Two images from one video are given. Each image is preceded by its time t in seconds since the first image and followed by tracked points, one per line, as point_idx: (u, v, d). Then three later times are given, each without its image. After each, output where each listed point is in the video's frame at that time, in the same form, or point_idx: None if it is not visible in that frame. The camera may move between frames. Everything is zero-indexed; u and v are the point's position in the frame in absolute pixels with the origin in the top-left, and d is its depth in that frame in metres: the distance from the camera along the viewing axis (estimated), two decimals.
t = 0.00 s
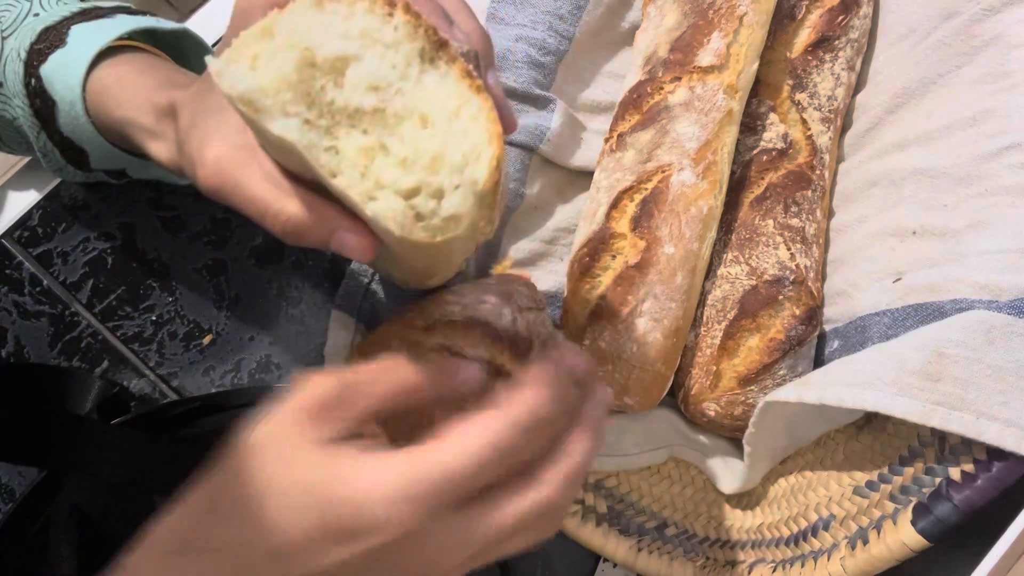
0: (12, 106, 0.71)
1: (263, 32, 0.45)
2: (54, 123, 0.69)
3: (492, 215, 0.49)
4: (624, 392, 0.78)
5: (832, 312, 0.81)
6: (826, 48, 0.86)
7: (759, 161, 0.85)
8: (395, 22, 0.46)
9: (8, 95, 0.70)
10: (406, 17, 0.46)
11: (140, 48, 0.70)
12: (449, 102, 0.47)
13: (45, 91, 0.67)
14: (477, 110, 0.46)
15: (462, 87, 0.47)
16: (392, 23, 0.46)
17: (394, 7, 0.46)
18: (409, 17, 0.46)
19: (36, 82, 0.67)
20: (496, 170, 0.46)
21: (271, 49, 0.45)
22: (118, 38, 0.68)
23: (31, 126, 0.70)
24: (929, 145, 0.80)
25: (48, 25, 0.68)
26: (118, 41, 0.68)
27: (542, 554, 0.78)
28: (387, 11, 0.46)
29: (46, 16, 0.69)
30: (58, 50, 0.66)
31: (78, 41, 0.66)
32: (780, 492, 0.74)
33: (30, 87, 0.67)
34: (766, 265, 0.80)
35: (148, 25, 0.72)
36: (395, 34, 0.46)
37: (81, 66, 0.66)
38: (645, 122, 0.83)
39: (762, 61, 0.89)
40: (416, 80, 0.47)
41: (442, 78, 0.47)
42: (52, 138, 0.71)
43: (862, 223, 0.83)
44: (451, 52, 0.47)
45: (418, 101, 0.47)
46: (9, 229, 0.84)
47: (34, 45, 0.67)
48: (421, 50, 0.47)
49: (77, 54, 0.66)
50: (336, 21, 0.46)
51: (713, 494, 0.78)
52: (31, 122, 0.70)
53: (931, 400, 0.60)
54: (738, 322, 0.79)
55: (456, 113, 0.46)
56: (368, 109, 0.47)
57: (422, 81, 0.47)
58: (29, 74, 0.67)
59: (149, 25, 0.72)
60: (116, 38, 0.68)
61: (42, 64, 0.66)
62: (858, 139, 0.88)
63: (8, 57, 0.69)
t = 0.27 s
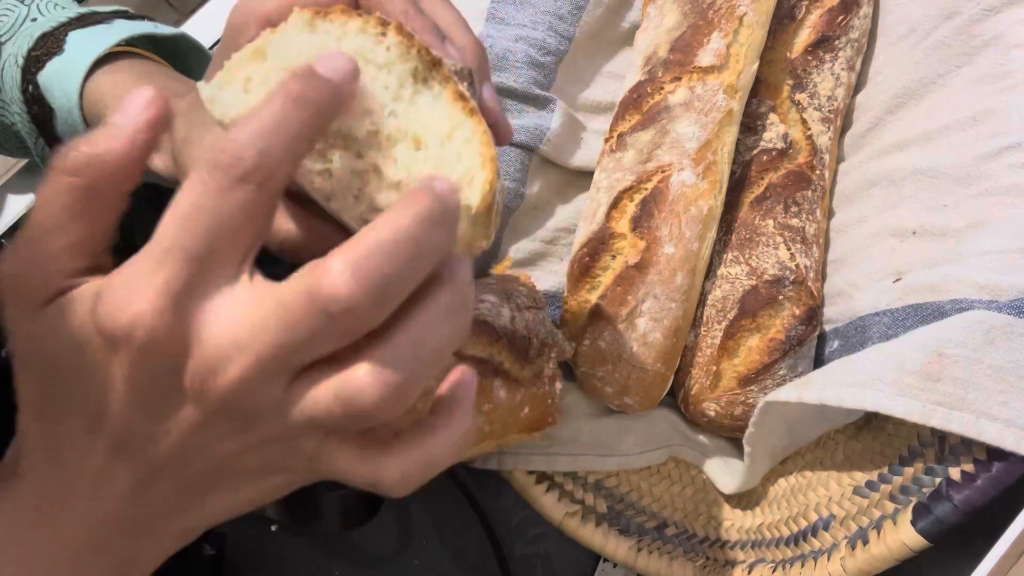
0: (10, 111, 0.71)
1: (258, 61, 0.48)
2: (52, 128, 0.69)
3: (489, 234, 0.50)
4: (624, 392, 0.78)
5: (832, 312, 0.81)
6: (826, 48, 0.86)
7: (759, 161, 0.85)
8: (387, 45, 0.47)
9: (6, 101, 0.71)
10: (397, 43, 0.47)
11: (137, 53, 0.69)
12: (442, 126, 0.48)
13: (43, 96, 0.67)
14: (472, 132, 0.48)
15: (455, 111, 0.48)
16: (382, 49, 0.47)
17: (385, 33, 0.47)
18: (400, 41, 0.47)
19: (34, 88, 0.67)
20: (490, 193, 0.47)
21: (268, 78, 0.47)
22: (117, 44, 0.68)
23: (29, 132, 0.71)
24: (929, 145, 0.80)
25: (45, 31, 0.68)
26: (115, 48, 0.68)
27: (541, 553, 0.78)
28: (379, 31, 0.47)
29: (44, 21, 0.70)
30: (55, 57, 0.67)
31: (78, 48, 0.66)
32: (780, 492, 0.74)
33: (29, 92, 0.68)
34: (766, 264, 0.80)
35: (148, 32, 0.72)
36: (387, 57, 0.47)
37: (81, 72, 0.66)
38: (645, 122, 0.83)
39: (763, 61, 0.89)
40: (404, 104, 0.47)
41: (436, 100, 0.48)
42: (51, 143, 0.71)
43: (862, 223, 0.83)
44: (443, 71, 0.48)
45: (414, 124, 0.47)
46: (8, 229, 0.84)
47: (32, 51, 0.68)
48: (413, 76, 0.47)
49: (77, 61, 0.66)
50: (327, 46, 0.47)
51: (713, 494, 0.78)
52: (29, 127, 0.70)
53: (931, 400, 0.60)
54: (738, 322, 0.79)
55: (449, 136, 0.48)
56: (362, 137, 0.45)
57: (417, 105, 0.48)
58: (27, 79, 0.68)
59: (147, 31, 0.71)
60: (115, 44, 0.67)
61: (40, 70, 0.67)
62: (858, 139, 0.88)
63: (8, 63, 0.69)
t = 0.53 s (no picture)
0: (7, 114, 0.71)
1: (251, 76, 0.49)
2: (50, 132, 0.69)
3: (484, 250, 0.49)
4: (624, 392, 0.78)
5: (832, 312, 0.81)
6: (826, 48, 0.86)
7: (759, 161, 0.85)
8: (379, 60, 0.48)
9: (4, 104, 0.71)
10: (389, 58, 0.48)
11: (136, 57, 0.69)
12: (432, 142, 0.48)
13: (41, 101, 0.67)
14: (463, 149, 0.47)
15: (448, 129, 0.48)
16: (375, 64, 0.48)
17: (375, 48, 0.48)
18: (392, 57, 0.47)
19: (31, 92, 0.67)
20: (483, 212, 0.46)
21: (261, 94, 0.49)
22: (116, 48, 0.68)
23: (27, 134, 0.71)
24: (929, 145, 0.80)
25: (42, 34, 0.68)
26: (114, 52, 0.67)
27: (542, 553, 0.78)
28: (372, 47, 0.48)
29: (43, 24, 0.70)
30: (53, 61, 0.67)
31: (76, 52, 0.66)
32: (780, 492, 0.74)
33: (25, 96, 0.68)
34: (766, 264, 0.80)
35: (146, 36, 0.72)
36: (378, 73, 0.48)
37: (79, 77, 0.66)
38: (645, 122, 0.83)
39: (763, 61, 0.89)
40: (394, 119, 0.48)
41: (428, 117, 0.48)
42: (50, 148, 0.72)
43: (862, 223, 0.83)
44: (437, 87, 0.48)
45: (404, 140, 0.47)
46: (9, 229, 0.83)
47: (29, 55, 0.67)
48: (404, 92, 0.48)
49: (76, 64, 0.66)
50: (319, 62, 0.48)
51: (713, 494, 0.78)
52: (26, 130, 0.71)
53: (931, 400, 0.60)
54: (738, 322, 0.79)
55: (440, 155, 0.47)
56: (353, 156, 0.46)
57: (409, 122, 0.48)
58: (25, 83, 0.67)
59: (145, 34, 0.72)
60: (114, 48, 0.67)
61: (38, 74, 0.67)
62: (858, 139, 0.88)
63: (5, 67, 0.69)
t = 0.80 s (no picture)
0: (8, 113, 0.71)
1: (259, 69, 0.48)
2: (50, 131, 0.69)
3: (489, 241, 0.50)
4: (624, 392, 0.78)
5: (832, 312, 0.81)
6: (826, 48, 0.86)
7: (759, 161, 0.85)
8: (387, 52, 0.49)
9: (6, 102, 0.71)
10: (396, 51, 0.49)
11: (137, 56, 0.69)
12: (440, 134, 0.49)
13: (41, 99, 0.67)
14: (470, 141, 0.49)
15: (456, 122, 0.49)
16: (385, 57, 0.48)
17: (383, 42, 0.49)
18: (401, 50, 0.49)
19: (32, 90, 0.67)
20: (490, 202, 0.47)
21: (268, 85, 0.48)
22: (118, 47, 0.68)
23: (28, 134, 0.70)
24: (929, 145, 0.80)
25: (46, 33, 0.68)
26: (116, 51, 0.67)
27: (541, 553, 0.78)
28: (380, 39, 0.49)
29: (44, 23, 0.70)
30: (55, 60, 0.66)
31: (78, 52, 0.66)
32: (779, 492, 0.74)
33: (27, 95, 0.67)
34: (766, 265, 0.80)
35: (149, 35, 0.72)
36: (387, 66, 0.48)
37: (81, 75, 0.65)
38: (645, 122, 0.83)
39: (763, 61, 0.89)
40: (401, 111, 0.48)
41: (435, 109, 0.49)
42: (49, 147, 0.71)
43: (862, 223, 0.83)
44: (443, 80, 0.50)
45: (410, 134, 0.48)
46: (9, 229, 0.83)
47: (31, 54, 0.67)
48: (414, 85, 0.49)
49: (78, 62, 0.66)
50: (327, 53, 0.48)
51: (713, 494, 0.78)
52: (27, 130, 0.70)
53: (931, 400, 0.60)
54: (738, 322, 0.79)
55: (448, 146, 0.48)
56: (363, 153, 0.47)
57: (416, 113, 0.49)
58: (27, 82, 0.67)
59: (147, 34, 0.71)
60: (116, 48, 0.68)
61: (40, 73, 0.67)
62: (858, 139, 0.88)
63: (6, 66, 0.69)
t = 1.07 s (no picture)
0: (8, 113, 0.71)
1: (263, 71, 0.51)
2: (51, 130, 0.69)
3: (488, 244, 0.51)
4: (624, 392, 0.78)
5: (832, 312, 0.81)
6: (826, 47, 0.86)
7: (759, 161, 0.85)
8: (387, 53, 0.51)
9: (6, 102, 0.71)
10: (398, 53, 0.51)
11: (138, 56, 0.69)
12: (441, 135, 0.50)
13: (42, 99, 0.67)
14: (471, 143, 0.50)
15: (456, 124, 0.51)
16: (386, 57, 0.51)
17: (385, 43, 0.51)
18: (404, 52, 0.51)
19: (33, 90, 0.67)
20: (490, 207, 0.49)
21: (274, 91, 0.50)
22: (119, 47, 0.68)
23: (28, 133, 0.71)
24: (929, 145, 0.80)
25: (46, 33, 0.68)
26: (117, 51, 0.68)
27: (542, 553, 0.79)
28: (381, 42, 0.51)
29: (45, 23, 0.70)
30: (56, 60, 0.66)
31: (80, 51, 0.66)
32: (780, 492, 0.74)
33: (28, 95, 0.67)
34: (766, 264, 0.80)
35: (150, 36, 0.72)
36: (388, 66, 0.50)
37: (82, 75, 0.65)
38: (645, 122, 0.83)
39: (763, 61, 0.89)
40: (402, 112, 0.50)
41: (436, 111, 0.51)
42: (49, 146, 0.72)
43: (862, 223, 0.83)
44: (444, 82, 0.51)
45: (412, 136, 0.49)
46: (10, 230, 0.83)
47: (31, 54, 0.67)
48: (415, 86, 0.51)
49: (79, 63, 0.66)
50: (328, 55, 0.51)
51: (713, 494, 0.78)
52: (28, 129, 0.71)
53: (931, 400, 0.60)
54: (738, 322, 0.79)
55: (449, 150, 0.50)
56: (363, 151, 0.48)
57: (417, 114, 0.50)
58: (27, 82, 0.67)
59: (148, 34, 0.71)
60: (117, 48, 0.68)
61: (41, 72, 0.67)
62: (858, 139, 0.88)
63: (7, 66, 0.69)
